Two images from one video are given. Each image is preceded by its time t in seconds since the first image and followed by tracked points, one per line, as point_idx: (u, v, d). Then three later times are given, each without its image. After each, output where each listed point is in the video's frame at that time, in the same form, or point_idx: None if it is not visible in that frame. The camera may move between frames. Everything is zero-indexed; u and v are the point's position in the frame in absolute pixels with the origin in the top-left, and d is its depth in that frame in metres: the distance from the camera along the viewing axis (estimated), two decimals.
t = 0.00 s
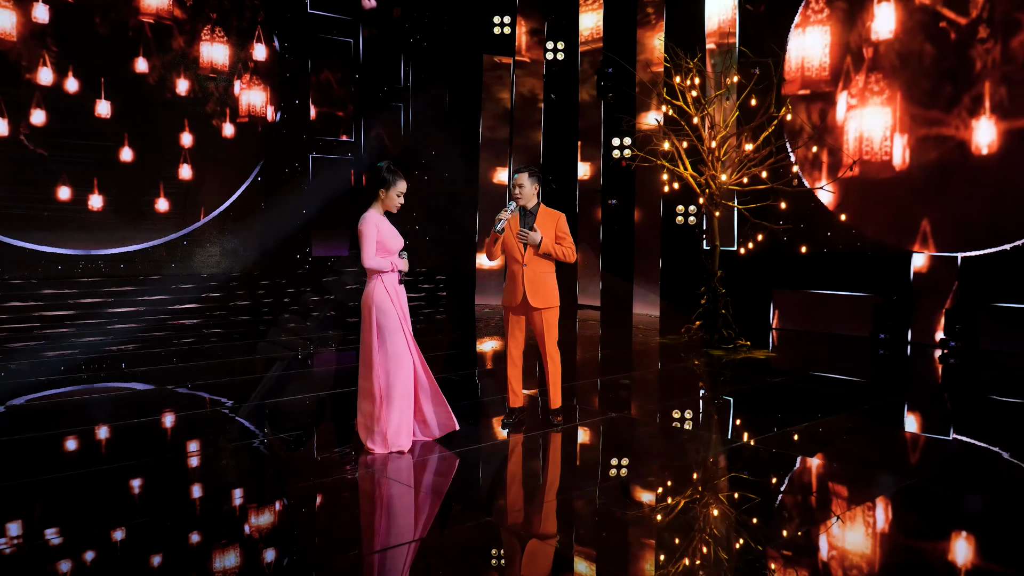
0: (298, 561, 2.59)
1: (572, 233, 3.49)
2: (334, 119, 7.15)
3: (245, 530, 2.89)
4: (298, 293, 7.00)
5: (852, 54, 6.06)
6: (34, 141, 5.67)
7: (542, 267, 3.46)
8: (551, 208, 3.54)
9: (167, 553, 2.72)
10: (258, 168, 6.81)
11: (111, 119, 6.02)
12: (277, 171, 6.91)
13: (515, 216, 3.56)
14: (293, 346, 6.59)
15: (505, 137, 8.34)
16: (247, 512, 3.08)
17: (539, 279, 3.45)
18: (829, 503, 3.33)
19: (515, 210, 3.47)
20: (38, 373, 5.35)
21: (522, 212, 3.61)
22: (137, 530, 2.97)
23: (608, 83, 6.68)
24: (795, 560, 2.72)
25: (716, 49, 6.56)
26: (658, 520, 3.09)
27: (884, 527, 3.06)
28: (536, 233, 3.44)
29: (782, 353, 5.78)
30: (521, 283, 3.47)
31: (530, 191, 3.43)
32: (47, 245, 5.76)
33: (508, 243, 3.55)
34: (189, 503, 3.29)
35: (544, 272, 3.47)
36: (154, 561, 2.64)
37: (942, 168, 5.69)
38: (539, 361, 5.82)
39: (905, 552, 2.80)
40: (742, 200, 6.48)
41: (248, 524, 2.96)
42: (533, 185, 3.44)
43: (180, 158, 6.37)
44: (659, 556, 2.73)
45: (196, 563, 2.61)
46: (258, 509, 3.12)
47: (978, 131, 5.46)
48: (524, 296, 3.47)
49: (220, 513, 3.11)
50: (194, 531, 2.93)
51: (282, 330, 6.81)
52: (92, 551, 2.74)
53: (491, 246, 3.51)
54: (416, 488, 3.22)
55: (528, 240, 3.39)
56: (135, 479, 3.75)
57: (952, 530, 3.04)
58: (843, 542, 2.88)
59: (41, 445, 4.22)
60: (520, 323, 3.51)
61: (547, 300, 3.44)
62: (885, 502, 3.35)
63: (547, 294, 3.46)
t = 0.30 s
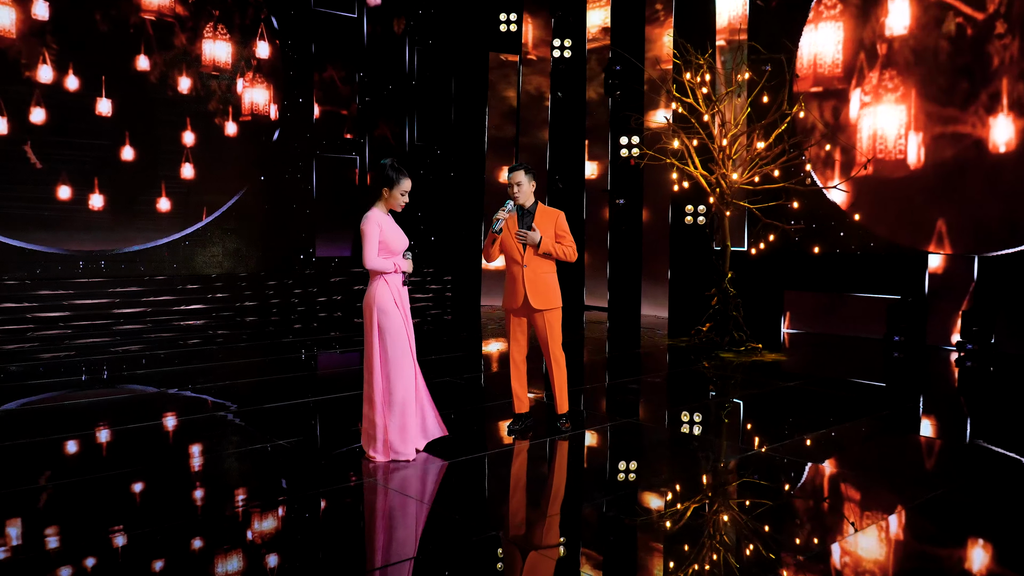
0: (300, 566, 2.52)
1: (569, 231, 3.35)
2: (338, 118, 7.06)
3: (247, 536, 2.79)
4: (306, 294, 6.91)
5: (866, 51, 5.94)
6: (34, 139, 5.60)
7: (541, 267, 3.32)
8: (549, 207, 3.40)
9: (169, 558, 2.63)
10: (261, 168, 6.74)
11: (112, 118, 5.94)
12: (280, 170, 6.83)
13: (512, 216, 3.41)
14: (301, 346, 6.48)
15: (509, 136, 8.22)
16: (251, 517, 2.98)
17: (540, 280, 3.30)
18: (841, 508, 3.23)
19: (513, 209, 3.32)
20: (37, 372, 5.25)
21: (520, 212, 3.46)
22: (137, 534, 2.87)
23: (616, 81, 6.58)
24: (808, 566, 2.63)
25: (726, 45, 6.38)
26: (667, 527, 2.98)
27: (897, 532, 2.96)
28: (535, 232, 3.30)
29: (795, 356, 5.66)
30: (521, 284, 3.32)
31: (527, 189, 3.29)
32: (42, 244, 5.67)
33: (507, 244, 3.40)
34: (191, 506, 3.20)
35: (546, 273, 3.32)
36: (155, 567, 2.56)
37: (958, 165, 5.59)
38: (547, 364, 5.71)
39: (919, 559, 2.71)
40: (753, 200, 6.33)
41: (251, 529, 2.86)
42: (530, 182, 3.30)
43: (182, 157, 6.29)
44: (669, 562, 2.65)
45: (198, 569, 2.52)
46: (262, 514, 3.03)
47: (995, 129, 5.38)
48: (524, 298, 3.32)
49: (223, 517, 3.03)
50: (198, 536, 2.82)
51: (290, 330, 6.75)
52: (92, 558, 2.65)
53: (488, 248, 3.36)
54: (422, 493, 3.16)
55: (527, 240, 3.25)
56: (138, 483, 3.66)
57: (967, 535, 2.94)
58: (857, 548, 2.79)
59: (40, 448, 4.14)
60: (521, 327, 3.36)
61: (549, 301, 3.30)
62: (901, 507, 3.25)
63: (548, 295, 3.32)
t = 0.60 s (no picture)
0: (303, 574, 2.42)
1: (575, 232, 3.26)
2: (342, 116, 6.96)
3: (249, 541, 2.70)
4: (314, 294, 6.83)
5: (881, 47, 5.81)
6: (33, 137, 5.51)
7: (547, 267, 3.19)
8: (552, 205, 3.29)
9: (169, 564, 2.53)
10: (263, 167, 6.64)
11: (113, 116, 5.85)
12: (283, 169, 6.74)
13: (513, 216, 3.30)
14: (305, 347, 6.38)
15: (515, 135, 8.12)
16: (253, 522, 2.88)
17: (546, 281, 3.18)
18: (855, 513, 3.13)
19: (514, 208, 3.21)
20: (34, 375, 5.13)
21: (522, 211, 3.35)
22: (136, 538, 2.80)
23: (623, 78, 6.37)
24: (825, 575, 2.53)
25: (736, 42, 6.17)
26: (676, 534, 2.87)
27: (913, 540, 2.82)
28: (539, 231, 3.18)
29: (807, 358, 5.54)
30: (525, 285, 3.19)
31: (528, 187, 3.17)
32: (42, 243, 5.57)
33: (509, 245, 3.28)
34: (190, 510, 3.10)
35: (550, 273, 3.20)
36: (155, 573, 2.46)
37: (975, 164, 5.48)
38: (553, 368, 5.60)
39: (936, 567, 2.59)
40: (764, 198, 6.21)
41: (253, 534, 2.77)
42: (531, 180, 3.18)
43: (184, 156, 6.19)
44: (678, 568, 2.55)
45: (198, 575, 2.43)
46: (264, 516, 2.95)
47: (1012, 127, 5.27)
48: (528, 301, 3.20)
49: (224, 518, 2.97)
50: (199, 541, 2.73)
51: (297, 331, 6.66)
52: (91, 564, 2.55)
53: (489, 249, 3.24)
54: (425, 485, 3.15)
55: (531, 240, 3.13)
56: (137, 487, 3.58)
57: (984, 543, 2.81)
58: (873, 556, 2.67)
59: (38, 452, 4.06)
60: (526, 330, 3.25)
61: (554, 303, 3.18)
62: (917, 513, 3.13)
63: (554, 297, 3.19)
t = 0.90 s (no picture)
0: None
1: (580, 232, 3.17)
2: (343, 113, 6.85)
3: (250, 547, 2.60)
4: (319, 294, 6.81)
5: (894, 41, 5.70)
6: (29, 135, 5.43)
7: (551, 267, 3.08)
8: (556, 203, 3.19)
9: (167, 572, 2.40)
10: (264, 165, 6.53)
11: (111, 113, 5.76)
12: (284, 168, 6.63)
13: (515, 215, 3.19)
14: (308, 347, 6.35)
15: (520, 132, 8.00)
16: (255, 528, 2.77)
17: (550, 281, 3.07)
18: (866, 518, 3.02)
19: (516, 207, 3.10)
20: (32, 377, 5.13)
21: (524, 210, 3.21)
22: (135, 539, 2.73)
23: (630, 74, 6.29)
24: None
25: (745, 37, 5.89)
26: (684, 541, 2.75)
27: (928, 549, 2.70)
28: (542, 231, 3.07)
29: (819, 361, 5.42)
30: (528, 287, 3.08)
31: (530, 184, 3.07)
32: (39, 242, 5.49)
33: (510, 245, 3.17)
34: (190, 512, 3.01)
35: (554, 274, 3.08)
36: None
37: (992, 161, 5.34)
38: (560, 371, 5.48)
39: None
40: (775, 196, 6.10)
41: (254, 541, 2.66)
42: (534, 177, 3.07)
43: (183, 153, 6.10)
44: None
45: None
46: (266, 515, 2.91)
47: None
48: (532, 303, 3.08)
49: (224, 519, 2.91)
50: (199, 546, 2.63)
51: (301, 330, 6.67)
52: (90, 569, 2.46)
53: (490, 249, 3.14)
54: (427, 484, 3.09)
55: (534, 239, 3.01)
56: (137, 492, 3.49)
57: (1003, 551, 2.70)
58: (886, 565, 2.55)
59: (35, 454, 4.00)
60: (530, 334, 3.14)
61: (559, 305, 3.07)
62: (932, 519, 3.01)
63: (559, 298, 3.08)
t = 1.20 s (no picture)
0: None
1: (585, 230, 3.05)
2: (345, 110, 6.75)
3: (250, 551, 2.51)
4: (322, 293, 6.70)
5: (907, 35, 5.61)
6: (24, 131, 5.34)
7: (554, 266, 2.97)
8: (559, 200, 3.08)
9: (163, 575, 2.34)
10: (264, 162, 6.43)
11: (108, 109, 5.67)
12: (285, 165, 6.53)
13: (516, 212, 3.09)
14: (309, 348, 6.26)
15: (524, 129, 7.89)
16: (253, 530, 2.69)
17: (553, 281, 2.96)
18: (878, 522, 2.92)
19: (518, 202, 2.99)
20: (26, 377, 5.04)
21: (526, 207, 3.11)
22: (133, 542, 2.65)
23: (636, 70, 6.17)
24: None
25: (755, 32, 6.08)
26: (692, 547, 2.65)
27: (943, 556, 2.59)
28: (545, 228, 2.98)
29: (831, 363, 5.30)
30: (530, 286, 2.97)
31: (532, 180, 2.96)
32: (34, 240, 5.41)
33: (511, 242, 3.06)
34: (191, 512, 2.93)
35: (557, 272, 2.98)
36: None
37: (1008, 158, 5.21)
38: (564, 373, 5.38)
39: None
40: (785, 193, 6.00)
41: (254, 545, 2.58)
42: (536, 172, 2.97)
43: (182, 150, 6.00)
44: None
45: None
46: (266, 517, 2.85)
47: None
48: (535, 304, 2.98)
49: (224, 520, 2.84)
50: (198, 549, 2.56)
51: (307, 329, 6.59)
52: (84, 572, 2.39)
53: (489, 247, 3.04)
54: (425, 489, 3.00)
55: (536, 237, 2.93)
56: (134, 494, 3.40)
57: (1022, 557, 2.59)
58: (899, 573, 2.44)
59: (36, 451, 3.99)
60: (533, 336, 3.03)
61: (562, 306, 2.95)
62: (948, 523, 2.91)
63: (563, 299, 2.97)
